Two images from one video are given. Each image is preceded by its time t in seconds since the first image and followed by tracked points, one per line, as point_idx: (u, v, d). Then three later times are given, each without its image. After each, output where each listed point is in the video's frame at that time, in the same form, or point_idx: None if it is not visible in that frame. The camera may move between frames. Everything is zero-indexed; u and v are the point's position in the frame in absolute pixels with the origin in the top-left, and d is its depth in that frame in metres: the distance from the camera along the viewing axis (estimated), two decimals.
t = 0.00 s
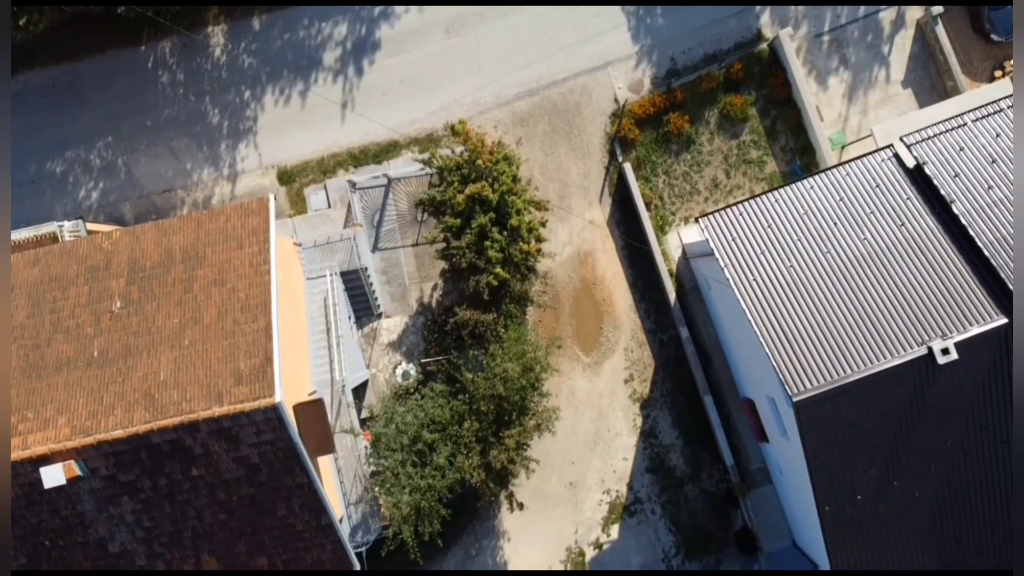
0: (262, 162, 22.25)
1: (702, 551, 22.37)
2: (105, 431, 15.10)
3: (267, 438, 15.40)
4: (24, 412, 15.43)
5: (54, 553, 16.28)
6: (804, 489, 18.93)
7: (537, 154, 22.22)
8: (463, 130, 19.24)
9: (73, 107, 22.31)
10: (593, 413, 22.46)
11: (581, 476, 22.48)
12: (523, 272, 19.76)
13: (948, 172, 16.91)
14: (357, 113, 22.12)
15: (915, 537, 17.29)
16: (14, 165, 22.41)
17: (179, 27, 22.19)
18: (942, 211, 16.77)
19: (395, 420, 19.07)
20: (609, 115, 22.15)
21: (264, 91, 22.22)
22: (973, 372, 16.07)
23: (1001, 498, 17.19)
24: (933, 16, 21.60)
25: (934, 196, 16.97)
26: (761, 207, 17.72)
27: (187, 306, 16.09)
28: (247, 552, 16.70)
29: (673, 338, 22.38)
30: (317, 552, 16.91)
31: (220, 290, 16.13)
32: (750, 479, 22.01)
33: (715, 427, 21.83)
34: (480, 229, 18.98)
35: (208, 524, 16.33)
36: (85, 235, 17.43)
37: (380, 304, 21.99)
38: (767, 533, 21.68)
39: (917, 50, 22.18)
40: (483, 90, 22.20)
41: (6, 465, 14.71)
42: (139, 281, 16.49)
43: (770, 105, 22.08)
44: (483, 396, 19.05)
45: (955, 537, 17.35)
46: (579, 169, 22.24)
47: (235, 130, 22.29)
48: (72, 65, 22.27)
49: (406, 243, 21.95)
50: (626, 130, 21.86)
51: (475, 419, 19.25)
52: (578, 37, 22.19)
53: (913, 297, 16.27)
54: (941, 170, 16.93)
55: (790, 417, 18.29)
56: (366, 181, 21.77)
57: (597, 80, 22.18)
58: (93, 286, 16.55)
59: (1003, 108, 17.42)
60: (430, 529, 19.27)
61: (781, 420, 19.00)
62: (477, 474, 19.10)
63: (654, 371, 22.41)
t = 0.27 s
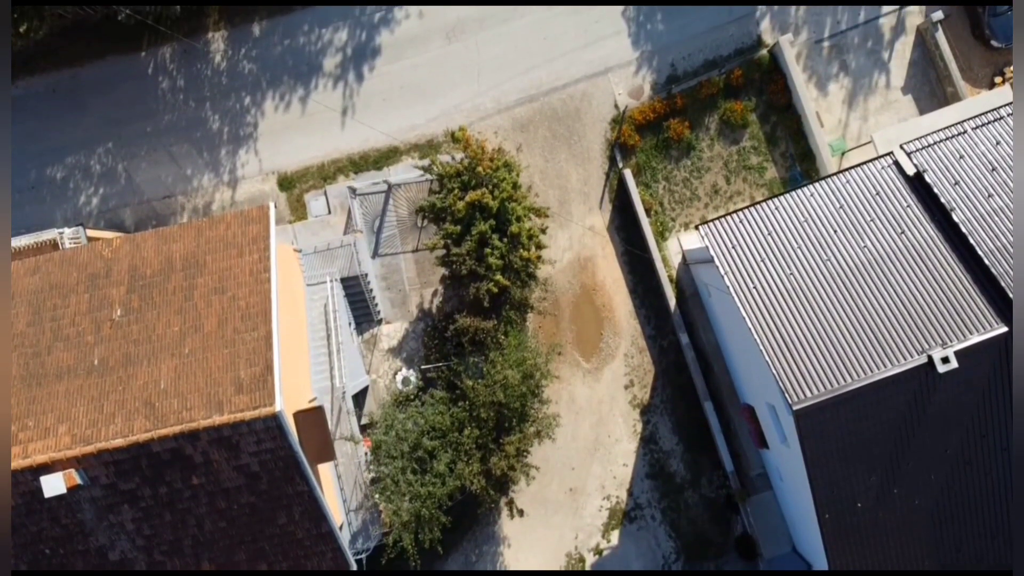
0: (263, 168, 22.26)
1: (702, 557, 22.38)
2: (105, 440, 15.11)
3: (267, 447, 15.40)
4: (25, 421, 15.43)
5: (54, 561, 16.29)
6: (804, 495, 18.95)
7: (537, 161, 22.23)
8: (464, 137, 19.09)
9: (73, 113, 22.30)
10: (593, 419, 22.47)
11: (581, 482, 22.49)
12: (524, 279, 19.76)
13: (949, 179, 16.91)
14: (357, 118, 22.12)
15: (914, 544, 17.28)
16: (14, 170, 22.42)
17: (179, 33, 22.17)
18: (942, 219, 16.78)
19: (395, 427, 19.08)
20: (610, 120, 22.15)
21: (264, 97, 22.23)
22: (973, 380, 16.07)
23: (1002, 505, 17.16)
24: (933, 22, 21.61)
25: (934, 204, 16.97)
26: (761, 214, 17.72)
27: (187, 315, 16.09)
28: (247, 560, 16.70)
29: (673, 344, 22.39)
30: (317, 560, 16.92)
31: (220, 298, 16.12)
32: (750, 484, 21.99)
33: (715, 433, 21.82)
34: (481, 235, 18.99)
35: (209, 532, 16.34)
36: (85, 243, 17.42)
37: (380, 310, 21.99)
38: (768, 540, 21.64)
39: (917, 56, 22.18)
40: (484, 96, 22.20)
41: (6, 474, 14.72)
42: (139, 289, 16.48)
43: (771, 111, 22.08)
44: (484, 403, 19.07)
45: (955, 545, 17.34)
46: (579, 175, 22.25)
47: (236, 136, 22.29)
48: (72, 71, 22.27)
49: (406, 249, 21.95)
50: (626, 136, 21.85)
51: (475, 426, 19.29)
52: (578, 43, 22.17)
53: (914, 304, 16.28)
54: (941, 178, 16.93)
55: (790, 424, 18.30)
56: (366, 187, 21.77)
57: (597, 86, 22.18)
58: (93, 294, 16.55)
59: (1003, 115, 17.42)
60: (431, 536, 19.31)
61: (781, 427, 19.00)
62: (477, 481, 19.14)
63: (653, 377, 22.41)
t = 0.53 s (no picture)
0: (263, 173, 22.26)
1: (702, 562, 22.36)
2: (105, 448, 15.11)
3: (267, 455, 15.40)
4: (25, 429, 15.44)
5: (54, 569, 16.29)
6: (803, 502, 18.95)
7: (537, 166, 22.23)
8: (465, 142, 19.51)
9: (73, 118, 22.30)
10: (593, 425, 22.46)
11: (581, 488, 22.49)
12: (524, 285, 19.76)
13: (949, 187, 16.92)
14: (358, 124, 22.13)
15: (914, 551, 17.29)
16: (14, 176, 22.43)
17: (179, 38, 22.16)
18: (943, 227, 16.79)
19: (395, 433, 19.11)
20: (610, 126, 22.16)
21: (265, 102, 22.23)
22: (974, 388, 16.07)
23: (1002, 512, 17.16)
24: (933, 28, 21.62)
25: (934, 211, 16.99)
26: (762, 221, 17.72)
27: (187, 322, 16.08)
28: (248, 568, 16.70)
29: (673, 350, 22.39)
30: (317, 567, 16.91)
31: (221, 306, 16.12)
32: (750, 490, 22.03)
33: (715, 439, 21.82)
34: (481, 242, 19.00)
35: (209, 540, 16.34)
36: (85, 250, 17.42)
37: (381, 316, 21.98)
38: (768, 546, 21.68)
39: (918, 61, 22.19)
40: (484, 102, 22.20)
41: (7, 482, 14.73)
42: (140, 296, 16.47)
43: (771, 117, 22.08)
44: (484, 410, 19.10)
45: (955, 552, 17.34)
46: (579, 181, 22.25)
47: (236, 142, 22.29)
48: (73, 76, 22.27)
49: (406, 255, 21.96)
50: (627, 141, 21.86)
51: (475, 433, 19.32)
52: (579, 49, 22.17)
53: (914, 312, 16.28)
54: (941, 186, 16.94)
55: (790, 431, 18.29)
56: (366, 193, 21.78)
57: (597, 92, 22.18)
58: (93, 301, 16.54)
59: (1003, 122, 17.43)
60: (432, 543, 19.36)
61: (781, 434, 19.00)
62: (478, 488, 19.17)
63: (654, 383, 22.41)
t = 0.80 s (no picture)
0: (263, 178, 22.26)
1: (702, 567, 22.36)
2: (105, 456, 15.11)
3: (267, 462, 15.40)
4: (25, 436, 15.43)
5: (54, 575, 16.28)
6: (803, 507, 18.95)
7: (537, 171, 22.23)
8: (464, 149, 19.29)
9: (73, 123, 22.29)
10: (593, 429, 22.46)
11: (581, 492, 22.48)
12: (524, 291, 19.76)
13: (949, 193, 16.92)
14: (358, 129, 22.13)
15: (914, 558, 17.28)
16: (14, 181, 22.42)
17: (179, 43, 22.15)
18: (943, 233, 16.79)
19: (395, 439, 19.11)
20: (610, 131, 22.16)
21: (265, 107, 22.22)
22: (974, 395, 16.07)
23: (1002, 518, 17.15)
24: (933, 33, 21.63)
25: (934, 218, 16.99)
26: (762, 227, 17.71)
27: (187, 329, 16.08)
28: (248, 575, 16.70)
29: (673, 355, 22.39)
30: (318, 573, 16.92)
31: (221, 312, 16.11)
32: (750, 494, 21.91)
33: (715, 443, 21.80)
34: (481, 248, 18.99)
35: (209, 546, 16.34)
36: (85, 256, 17.41)
37: (381, 321, 21.98)
38: (769, 551, 21.51)
39: (918, 66, 22.19)
40: (484, 107, 22.20)
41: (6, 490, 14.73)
42: (140, 302, 16.46)
43: (771, 122, 22.08)
44: (484, 416, 19.11)
45: (955, 558, 17.33)
46: (579, 186, 22.26)
47: (236, 147, 22.29)
48: (72, 81, 22.26)
49: (406, 259, 21.97)
50: (627, 146, 21.85)
51: (476, 439, 19.35)
52: (579, 54, 22.17)
53: (914, 319, 16.28)
54: (941, 192, 16.94)
55: (790, 437, 18.29)
56: (366, 198, 21.82)
57: (597, 97, 22.18)
58: (93, 308, 16.53)
59: (1003, 129, 17.43)
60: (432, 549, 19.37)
61: (781, 439, 19.00)
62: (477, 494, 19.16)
63: (654, 388, 22.42)
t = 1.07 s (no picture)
0: (263, 183, 22.26)
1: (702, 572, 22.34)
2: (105, 462, 15.11)
3: (267, 468, 15.40)
4: (25, 443, 15.44)
5: None
6: (804, 513, 18.95)
7: (538, 175, 22.24)
8: (466, 154, 19.49)
9: (73, 127, 22.29)
10: (593, 434, 22.45)
11: (581, 497, 22.48)
12: (524, 296, 19.76)
13: (950, 199, 16.92)
14: (358, 133, 22.12)
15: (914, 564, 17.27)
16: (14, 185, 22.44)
17: (179, 48, 22.15)
18: (944, 239, 16.79)
19: (396, 444, 19.12)
20: (610, 135, 22.15)
21: (265, 112, 22.22)
22: (974, 401, 16.07)
23: (1002, 524, 17.13)
24: (933, 37, 21.62)
25: (934, 224, 16.99)
26: (762, 233, 17.69)
27: (187, 335, 16.07)
28: None
29: (674, 359, 22.38)
30: None
31: (221, 318, 16.10)
32: (750, 498, 21.85)
33: (715, 448, 21.79)
34: (481, 253, 19.00)
35: (209, 553, 16.32)
36: (85, 261, 17.40)
37: (381, 326, 21.98)
38: (769, 556, 21.57)
39: (918, 70, 22.18)
40: (484, 111, 22.20)
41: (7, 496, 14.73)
42: (140, 308, 16.45)
43: (771, 126, 22.07)
44: (485, 422, 19.14)
45: (955, 564, 17.32)
46: (580, 190, 22.25)
47: (236, 151, 22.29)
48: (73, 85, 22.26)
49: (407, 264, 21.97)
50: (627, 151, 21.84)
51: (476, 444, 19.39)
52: (579, 58, 22.16)
53: (914, 325, 16.28)
54: (941, 198, 16.95)
55: (791, 443, 18.28)
56: (367, 203, 21.84)
57: (597, 101, 22.18)
58: (93, 314, 16.52)
59: (1004, 135, 17.44)
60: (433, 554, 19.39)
61: (781, 445, 18.99)
62: (478, 499, 19.19)
63: (654, 392, 22.41)
